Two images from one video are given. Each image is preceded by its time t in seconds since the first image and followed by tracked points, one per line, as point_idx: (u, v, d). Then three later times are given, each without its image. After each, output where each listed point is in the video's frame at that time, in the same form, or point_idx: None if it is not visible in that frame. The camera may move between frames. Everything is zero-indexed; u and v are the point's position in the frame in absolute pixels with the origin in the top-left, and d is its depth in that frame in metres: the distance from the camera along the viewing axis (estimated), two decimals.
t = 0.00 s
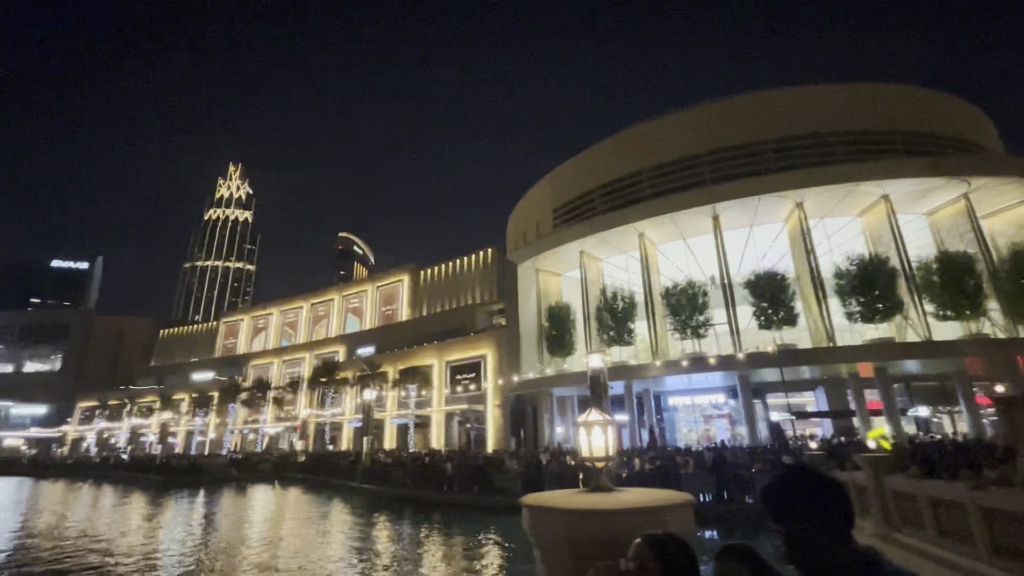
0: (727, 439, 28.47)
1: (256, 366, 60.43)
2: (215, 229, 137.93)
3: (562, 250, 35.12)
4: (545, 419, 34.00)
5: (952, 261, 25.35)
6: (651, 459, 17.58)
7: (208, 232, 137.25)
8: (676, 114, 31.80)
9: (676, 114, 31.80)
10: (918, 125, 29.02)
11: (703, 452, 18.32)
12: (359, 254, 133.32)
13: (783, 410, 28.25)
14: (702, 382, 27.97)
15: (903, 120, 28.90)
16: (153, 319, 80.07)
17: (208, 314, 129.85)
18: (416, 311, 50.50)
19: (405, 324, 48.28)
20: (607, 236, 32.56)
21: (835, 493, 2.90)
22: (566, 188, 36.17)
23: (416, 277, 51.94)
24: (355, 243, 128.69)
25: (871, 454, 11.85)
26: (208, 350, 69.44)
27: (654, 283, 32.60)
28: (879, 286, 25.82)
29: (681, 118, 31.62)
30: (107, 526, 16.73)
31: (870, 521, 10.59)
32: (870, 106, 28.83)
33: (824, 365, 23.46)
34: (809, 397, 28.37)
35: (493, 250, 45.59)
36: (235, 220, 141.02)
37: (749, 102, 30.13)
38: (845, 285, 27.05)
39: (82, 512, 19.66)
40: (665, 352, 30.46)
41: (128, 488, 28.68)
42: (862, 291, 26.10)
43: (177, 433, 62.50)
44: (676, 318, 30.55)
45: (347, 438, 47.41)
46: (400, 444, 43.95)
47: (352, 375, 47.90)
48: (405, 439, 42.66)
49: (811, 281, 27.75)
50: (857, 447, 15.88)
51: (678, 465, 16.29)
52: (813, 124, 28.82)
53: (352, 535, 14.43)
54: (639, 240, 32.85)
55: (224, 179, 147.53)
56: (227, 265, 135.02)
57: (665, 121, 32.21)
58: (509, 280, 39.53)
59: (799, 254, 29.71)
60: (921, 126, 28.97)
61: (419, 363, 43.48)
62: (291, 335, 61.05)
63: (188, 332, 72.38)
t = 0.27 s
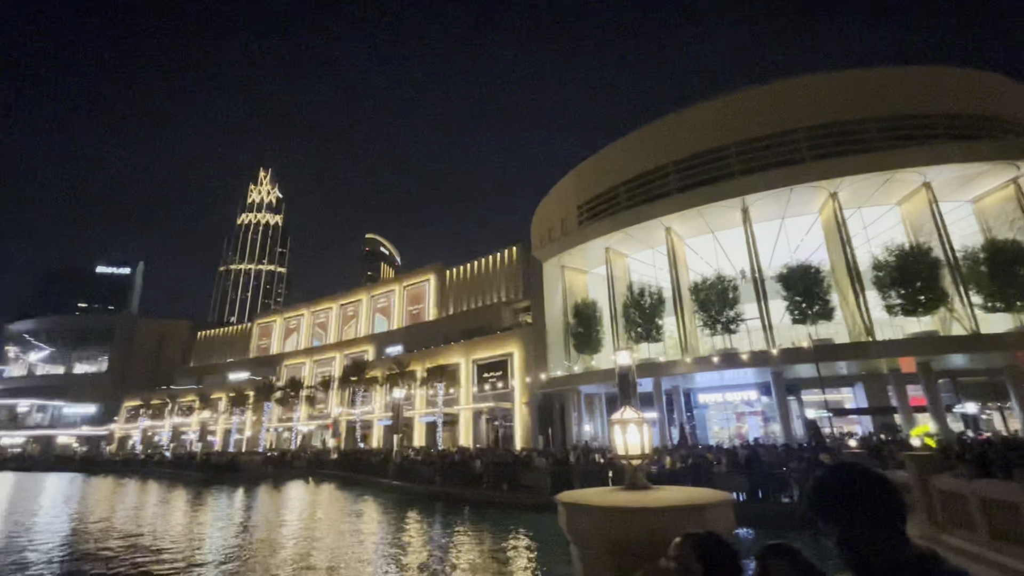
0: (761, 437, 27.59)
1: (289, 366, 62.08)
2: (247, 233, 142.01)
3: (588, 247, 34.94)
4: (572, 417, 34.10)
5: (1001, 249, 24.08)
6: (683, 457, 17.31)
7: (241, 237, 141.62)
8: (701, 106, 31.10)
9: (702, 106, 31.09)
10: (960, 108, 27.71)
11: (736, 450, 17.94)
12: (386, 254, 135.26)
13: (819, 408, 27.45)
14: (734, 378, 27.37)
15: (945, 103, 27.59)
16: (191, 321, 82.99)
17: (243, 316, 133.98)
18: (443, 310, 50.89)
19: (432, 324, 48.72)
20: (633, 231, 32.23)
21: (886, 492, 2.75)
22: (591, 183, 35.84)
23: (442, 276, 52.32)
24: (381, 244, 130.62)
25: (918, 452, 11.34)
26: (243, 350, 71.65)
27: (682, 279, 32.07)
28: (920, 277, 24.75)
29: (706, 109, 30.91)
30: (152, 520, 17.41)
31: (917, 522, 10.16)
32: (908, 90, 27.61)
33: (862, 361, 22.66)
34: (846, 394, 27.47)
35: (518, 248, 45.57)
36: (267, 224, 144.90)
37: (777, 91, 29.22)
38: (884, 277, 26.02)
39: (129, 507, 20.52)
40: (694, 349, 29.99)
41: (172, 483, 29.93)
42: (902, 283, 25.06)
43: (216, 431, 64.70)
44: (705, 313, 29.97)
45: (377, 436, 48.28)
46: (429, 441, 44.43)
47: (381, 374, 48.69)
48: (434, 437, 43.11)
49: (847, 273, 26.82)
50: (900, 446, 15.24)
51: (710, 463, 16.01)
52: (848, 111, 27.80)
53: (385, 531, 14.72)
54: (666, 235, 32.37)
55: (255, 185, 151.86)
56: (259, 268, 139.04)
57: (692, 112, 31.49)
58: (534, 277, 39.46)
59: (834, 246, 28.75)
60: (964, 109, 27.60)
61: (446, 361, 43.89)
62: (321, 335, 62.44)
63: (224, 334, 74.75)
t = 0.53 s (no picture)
0: (799, 434, 26.80)
1: (323, 365, 63.62)
2: (281, 236, 146.05)
3: (615, 243, 34.70)
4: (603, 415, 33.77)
5: None
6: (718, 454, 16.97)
7: (275, 240, 145.79)
8: (730, 96, 30.26)
9: (730, 96, 30.25)
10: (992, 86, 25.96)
11: (773, 448, 17.49)
12: (414, 254, 136.95)
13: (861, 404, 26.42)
14: (769, 374, 26.65)
15: (976, 83, 25.95)
16: (230, 323, 85.99)
17: (278, 317, 137.99)
18: (471, 309, 51.21)
19: (461, 322, 49.11)
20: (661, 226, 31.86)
21: (945, 482, 2.60)
22: (614, 181, 35.63)
23: (470, 275, 52.63)
24: (409, 244, 132.35)
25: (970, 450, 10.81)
26: (279, 350, 73.79)
27: (714, 273, 31.43)
28: (969, 266, 23.55)
29: (735, 100, 30.06)
30: (198, 514, 18.16)
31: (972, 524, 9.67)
32: (953, 71, 26.14)
33: (907, 355, 21.74)
34: (890, 390, 26.33)
35: (544, 245, 45.43)
36: (299, 227, 148.72)
37: (810, 78, 28.13)
38: (929, 267, 24.84)
39: (176, 502, 21.43)
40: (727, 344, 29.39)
41: (215, 479, 31.11)
42: (950, 273, 23.90)
43: (255, 429, 66.88)
44: (738, 308, 29.24)
45: (409, 433, 49.04)
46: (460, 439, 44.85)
47: (412, 373, 49.37)
48: (465, 435, 43.49)
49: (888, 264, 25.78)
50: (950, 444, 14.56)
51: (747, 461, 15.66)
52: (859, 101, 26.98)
53: (419, 527, 14.93)
54: (696, 229, 31.79)
55: (287, 190, 156.04)
56: (293, 271, 142.90)
57: (700, 111, 31.47)
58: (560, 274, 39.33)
59: (874, 235, 27.70)
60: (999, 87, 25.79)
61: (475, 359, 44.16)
62: (353, 335, 63.75)
63: (260, 335, 77.17)
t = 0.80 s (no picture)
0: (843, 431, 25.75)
1: (358, 365, 65.05)
2: (315, 240, 150.11)
3: (647, 237, 34.21)
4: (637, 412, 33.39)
5: None
6: (758, 452, 16.55)
7: (310, 244, 149.95)
8: (765, 81, 28.99)
9: (765, 82, 28.98)
10: None
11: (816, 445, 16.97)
12: (444, 253, 138.26)
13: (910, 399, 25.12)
14: (810, 369, 25.76)
15: (1001, 55, 23.61)
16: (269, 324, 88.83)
17: (315, 318, 141.75)
18: (501, 306, 51.38)
19: (491, 320, 49.37)
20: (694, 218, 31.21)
21: (1007, 470, 3.52)
22: (644, 174, 34.88)
23: (499, 273, 52.80)
24: (439, 243, 133.68)
25: None
26: (316, 351, 75.82)
27: (750, 265, 30.59)
28: None
29: (770, 85, 28.77)
30: (244, 509, 18.87)
31: None
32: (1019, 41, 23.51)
33: (961, 347, 20.64)
34: (943, 383, 24.90)
35: (574, 242, 45.18)
36: (332, 230, 152.51)
37: (852, 58, 26.39)
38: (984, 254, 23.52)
39: (223, 497, 22.30)
40: (765, 339, 28.56)
41: (259, 475, 32.27)
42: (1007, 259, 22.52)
43: (295, 427, 69.00)
44: (776, 301, 28.37)
45: (442, 431, 49.63)
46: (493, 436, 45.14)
47: (444, 371, 49.91)
48: (498, 432, 43.76)
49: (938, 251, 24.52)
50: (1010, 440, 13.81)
51: (789, 459, 15.27)
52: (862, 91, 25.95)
53: (455, 523, 15.07)
54: (730, 221, 31.01)
55: (320, 194, 160.23)
56: (327, 273, 146.56)
57: (733, 98, 30.30)
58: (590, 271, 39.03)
59: (923, 222, 26.41)
60: None
61: (507, 357, 44.32)
62: (386, 335, 64.93)
63: (297, 335, 79.47)
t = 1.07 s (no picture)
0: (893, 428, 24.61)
1: (392, 365, 66.19)
2: (348, 243, 153.69)
3: (679, 231, 33.61)
4: (673, 409, 32.79)
5: None
6: (803, 451, 15.98)
7: (344, 248, 153.62)
8: (800, 66, 27.79)
9: (801, 66, 27.78)
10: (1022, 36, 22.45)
11: (865, 442, 16.28)
12: (473, 253, 139.24)
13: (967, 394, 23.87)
14: (856, 363, 24.74)
15: None
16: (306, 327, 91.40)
17: (350, 320, 145.09)
18: (531, 305, 51.34)
19: (523, 319, 49.40)
20: (728, 210, 30.46)
21: None
22: (674, 166, 34.13)
23: (529, 272, 52.77)
24: (468, 243, 134.69)
25: None
26: (351, 352, 77.57)
27: (789, 257, 29.60)
28: None
29: (806, 70, 27.59)
30: (288, 506, 19.47)
31: None
32: None
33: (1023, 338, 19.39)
34: (1004, 378, 23.45)
35: (604, 238, 44.72)
36: (365, 234, 155.90)
37: (894, 37, 24.96)
38: None
39: (268, 495, 23.07)
40: (807, 333, 27.61)
41: (301, 473, 33.24)
42: None
43: (333, 427, 70.80)
44: (818, 294, 27.35)
45: (476, 430, 50.01)
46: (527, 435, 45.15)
47: (477, 370, 50.22)
48: (532, 430, 43.73)
49: (995, 237, 23.13)
50: None
51: (837, 458, 14.72)
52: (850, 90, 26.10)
53: (492, 521, 15.14)
54: (766, 212, 30.12)
55: (353, 199, 163.99)
56: (360, 276, 149.81)
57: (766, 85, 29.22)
58: (621, 267, 38.57)
59: (976, 207, 25.01)
60: None
61: (539, 356, 44.24)
62: (419, 335, 65.84)
63: (334, 337, 81.52)
